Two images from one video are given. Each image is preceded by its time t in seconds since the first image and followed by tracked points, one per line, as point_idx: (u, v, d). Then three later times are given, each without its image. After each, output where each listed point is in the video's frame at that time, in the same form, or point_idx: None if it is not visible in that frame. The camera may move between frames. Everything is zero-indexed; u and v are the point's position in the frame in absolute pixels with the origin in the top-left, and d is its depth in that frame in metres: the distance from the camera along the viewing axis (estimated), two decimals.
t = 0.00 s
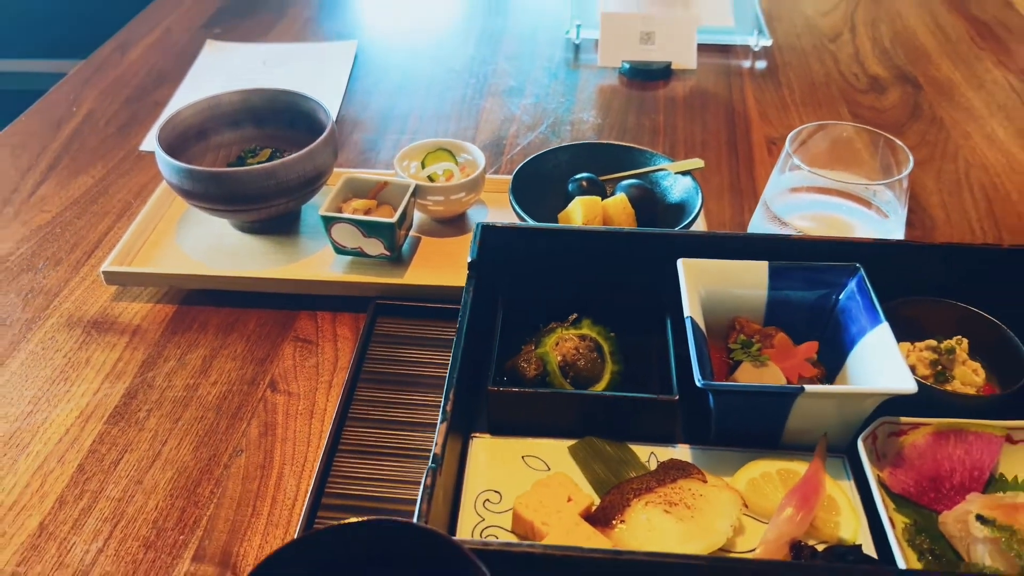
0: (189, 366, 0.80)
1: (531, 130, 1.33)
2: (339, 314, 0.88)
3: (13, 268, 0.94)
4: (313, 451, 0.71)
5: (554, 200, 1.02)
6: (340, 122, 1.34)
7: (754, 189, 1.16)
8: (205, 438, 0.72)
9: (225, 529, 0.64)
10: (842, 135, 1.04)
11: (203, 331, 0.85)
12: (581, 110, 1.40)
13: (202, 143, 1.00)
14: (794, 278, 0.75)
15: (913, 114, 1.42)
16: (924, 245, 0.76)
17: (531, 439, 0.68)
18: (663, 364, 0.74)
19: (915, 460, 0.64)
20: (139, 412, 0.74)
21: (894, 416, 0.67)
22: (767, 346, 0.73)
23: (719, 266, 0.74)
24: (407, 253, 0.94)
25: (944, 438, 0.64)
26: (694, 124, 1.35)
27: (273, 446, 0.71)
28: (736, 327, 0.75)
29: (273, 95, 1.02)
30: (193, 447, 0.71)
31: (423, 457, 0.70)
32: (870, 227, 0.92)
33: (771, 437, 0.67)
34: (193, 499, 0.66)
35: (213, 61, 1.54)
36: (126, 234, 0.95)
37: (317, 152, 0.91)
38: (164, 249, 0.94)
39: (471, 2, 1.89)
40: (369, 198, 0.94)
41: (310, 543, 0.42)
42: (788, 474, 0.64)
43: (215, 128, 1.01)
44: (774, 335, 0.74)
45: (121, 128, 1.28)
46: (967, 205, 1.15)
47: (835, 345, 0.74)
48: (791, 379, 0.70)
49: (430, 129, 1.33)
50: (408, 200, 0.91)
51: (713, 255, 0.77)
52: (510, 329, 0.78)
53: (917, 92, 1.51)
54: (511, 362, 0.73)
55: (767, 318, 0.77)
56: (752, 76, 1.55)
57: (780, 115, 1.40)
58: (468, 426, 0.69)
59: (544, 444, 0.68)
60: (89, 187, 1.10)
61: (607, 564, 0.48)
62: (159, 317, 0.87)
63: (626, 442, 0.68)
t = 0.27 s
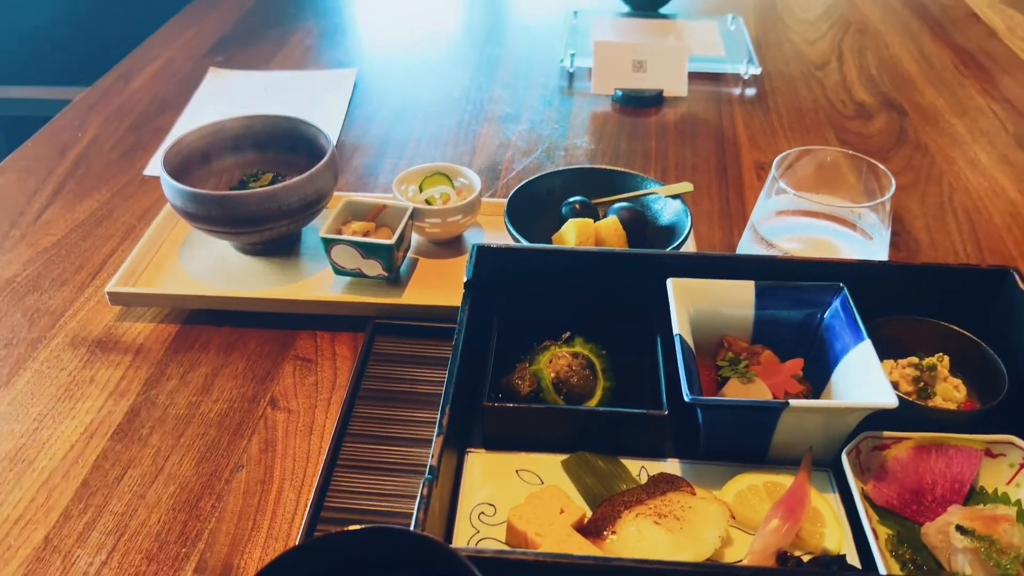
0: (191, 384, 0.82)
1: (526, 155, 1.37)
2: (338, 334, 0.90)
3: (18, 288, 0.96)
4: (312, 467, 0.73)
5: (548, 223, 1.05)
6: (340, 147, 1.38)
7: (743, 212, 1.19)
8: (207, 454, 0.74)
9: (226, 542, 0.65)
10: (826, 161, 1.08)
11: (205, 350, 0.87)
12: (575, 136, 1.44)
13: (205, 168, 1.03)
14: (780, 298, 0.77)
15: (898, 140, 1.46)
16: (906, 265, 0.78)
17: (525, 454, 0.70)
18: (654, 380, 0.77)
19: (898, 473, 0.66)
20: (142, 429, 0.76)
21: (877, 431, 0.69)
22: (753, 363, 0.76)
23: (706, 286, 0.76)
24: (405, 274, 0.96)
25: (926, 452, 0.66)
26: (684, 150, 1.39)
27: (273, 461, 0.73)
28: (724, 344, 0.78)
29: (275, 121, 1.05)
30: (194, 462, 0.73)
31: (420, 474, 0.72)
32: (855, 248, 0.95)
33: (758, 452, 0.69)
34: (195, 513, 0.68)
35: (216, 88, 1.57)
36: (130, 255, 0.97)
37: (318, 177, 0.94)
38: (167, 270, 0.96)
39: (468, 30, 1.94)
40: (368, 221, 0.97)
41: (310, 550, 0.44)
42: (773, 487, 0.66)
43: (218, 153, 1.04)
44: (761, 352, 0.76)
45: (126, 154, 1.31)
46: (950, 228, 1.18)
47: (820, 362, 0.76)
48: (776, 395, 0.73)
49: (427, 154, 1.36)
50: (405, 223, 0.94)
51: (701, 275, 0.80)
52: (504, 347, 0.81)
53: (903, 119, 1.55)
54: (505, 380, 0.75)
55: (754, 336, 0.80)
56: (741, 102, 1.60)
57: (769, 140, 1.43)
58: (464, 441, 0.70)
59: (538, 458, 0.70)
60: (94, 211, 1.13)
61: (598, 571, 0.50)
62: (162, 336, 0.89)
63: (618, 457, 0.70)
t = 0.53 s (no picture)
0: (194, 405, 0.83)
1: (523, 180, 1.40)
2: (338, 355, 0.92)
3: (24, 311, 0.98)
4: (313, 486, 0.74)
5: (544, 247, 1.07)
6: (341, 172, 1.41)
7: (736, 236, 1.22)
8: (209, 473, 0.75)
9: (229, 560, 0.66)
10: (815, 186, 1.10)
11: (207, 372, 0.88)
12: (571, 162, 1.47)
13: (209, 193, 1.06)
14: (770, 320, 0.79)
15: (888, 166, 1.49)
16: (892, 288, 0.80)
17: (522, 472, 0.72)
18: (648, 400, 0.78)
19: (886, 491, 0.67)
20: (145, 448, 0.77)
21: (866, 450, 0.70)
22: (745, 383, 0.77)
23: (699, 308, 0.78)
24: (404, 296, 0.98)
25: (914, 470, 0.67)
26: (678, 175, 1.42)
27: (275, 480, 0.74)
28: (717, 365, 0.79)
29: (278, 147, 1.08)
30: (197, 482, 0.74)
31: (418, 493, 0.73)
32: (845, 270, 0.97)
33: (750, 470, 0.70)
34: (197, 531, 0.69)
35: (220, 114, 1.61)
36: (135, 278, 0.99)
37: (320, 201, 0.96)
38: (171, 292, 0.98)
39: (468, 58, 1.98)
40: (369, 245, 0.99)
41: (310, 566, 0.45)
42: (764, 505, 0.68)
43: (221, 178, 1.07)
44: (753, 373, 0.78)
45: (130, 179, 1.34)
46: (939, 253, 1.20)
47: (810, 382, 0.77)
48: (768, 414, 0.74)
49: (426, 179, 1.39)
50: (405, 247, 0.96)
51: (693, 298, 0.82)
52: (502, 368, 0.82)
53: (892, 145, 1.58)
54: (502, 400, 0.76)
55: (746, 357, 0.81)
56: (734, 129, 1.63)
57: (761, 166, 1.47)
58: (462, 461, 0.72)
59: (534, 477, 0.71)
60: (99, 234, 1.15)
61: None
62: (165, 358, 0.90)
63: (613, 476, 0.71)
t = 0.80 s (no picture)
0: (200, 433, 0.84)
1: (524, 211, 1.42)
2: (342, 385, 0.93)
3: (33, 340, 0.99)
4: (317, 514, 0.75)
5: (545, 278, 1.09)
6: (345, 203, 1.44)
7: (732, 268, 1.24)
8: (215, 501, 0.76)
9: None
10: (809, 218, 1.13)
11: (213, 401, 0.90)
12: (571, 194, 1.50)
13: (217, 225, 1.08)
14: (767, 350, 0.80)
15: (882, 198, 1.52)
16: (885, 319, 0.82)
17: (523, 501, 0.72)
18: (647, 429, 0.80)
19: (883, 519, 0.68)
20: (152, 476, 0.78)
21: (861, 479, 0.72)
22: (742, 413, 0.79)
23: (697, 338, 0.79)
24: (407, 326, 1.00)
25: (909, 498, 0.68)
26: (676, 207, 1.45)
27: (279, 508, 0.75)
28: (714, 395, 0.80)
29: (284, 180, 1.11)
30: (203, 509, 0.75)
31: (421, 522, 0.74)
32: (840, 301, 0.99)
33: (748, 498, 0.71)
34: (203, 558, 0.70)
35: (226, 147, 1.64)
36: (143, 308, 1.01)
37: (326, 233, 0.98)
38: (178, 322, 1.00)
39: (470, 93, 2.02)
40: (373, 275, 1.01)
41: None
42: (762, 532, 0.69)
43: (229, 210, 1.09)
44: (750, 403, 0.79)
45: (138, 210, 1.36)
46: (932, 284, 1.22)
47: (806, 411, 0.79)
48: (765, 443, 0.76)
49: (428, 211, 1.42)
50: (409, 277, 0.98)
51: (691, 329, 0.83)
52: (503, 398, 0.84)
53: (886, 178, 1.61)
54: (505, 429, 0.78)
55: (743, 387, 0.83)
56: (731, 162, 1.67)
57: (757, 198, 1.50)
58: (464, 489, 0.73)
59: (536, 506, 0.72)
60: (107, 265, 1.17)
61: None
62: (172, 387, 0.91)
63: (613, 504, 0.72)
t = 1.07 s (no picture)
0: (206, 461, 0.86)
1: (524, 241, 1.45)
2: (345, 413, 0.95)
3: (42, 368, 1.01)
4: (321, 542, 0.76)
5: (545, 307, 1.12)
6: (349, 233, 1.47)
7: (728, 297, 1.27)
8: (221, 528, 0.77)
9: None
10: (804, 250, 1.15)
11: (219, 429, 0.91)
12: (570, 224, 1.53)
13: (224, 255, 1.11)
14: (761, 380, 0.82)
15: (876, 229, 1.55)
16: (877, 350, 0.84)
17: (524, 528, 0.74)
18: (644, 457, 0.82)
19: (876, 547, 0.70)
20: (159, 503, 0.80)
21: (855, 507, 0.73)
22: (738, 441, 0.80)
23: (694, 369, 0.81)
24: (410, 355, 1.02)
25: (901, 526, 0.70)
26: (673, 237, 1.48)
27: (284, 535, 0.76)
28: (711, 424, 0.82)
29: (290, 211, 1.14)
30: (209, 536, 0.76)
31: (423, 549, 0.76)
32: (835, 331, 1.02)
33: (745, 526, 0.73)
34: None
35: (232, 177, 1.68)
36: (151, 337, 1.03)
37: (331, 264, 1.01)
38: (185, 351, 1.02)
39: (471, 123, 2.07)
40: (376, 305, 1.03)
41: None
42: (757, 559, 0.71)
43: (236, 241, 1.12)
44: (745, 431, 0.81)
45: (145, 239, 1.39)
46: (925, 314, 1.25)
47: (801, 440, 0.80)
48: (760, 471, 0.77)
49: (430, 240, 1.45)
50: (412, 308, 1.00)
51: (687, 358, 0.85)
52: (504, 426, 0.85)
53: (880, 209, 1.64)
54: (505, 458, 0.79)
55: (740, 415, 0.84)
56: (727, 192, 1.70)
57: (752, 228, 1.53)
58: (466, 517, 0.74)
59: (536, 533, 0.73)
60: (114, 294, 1.20)
61: None
62: (178, 415, 0.93)
63: (612, 532, 0.74)
